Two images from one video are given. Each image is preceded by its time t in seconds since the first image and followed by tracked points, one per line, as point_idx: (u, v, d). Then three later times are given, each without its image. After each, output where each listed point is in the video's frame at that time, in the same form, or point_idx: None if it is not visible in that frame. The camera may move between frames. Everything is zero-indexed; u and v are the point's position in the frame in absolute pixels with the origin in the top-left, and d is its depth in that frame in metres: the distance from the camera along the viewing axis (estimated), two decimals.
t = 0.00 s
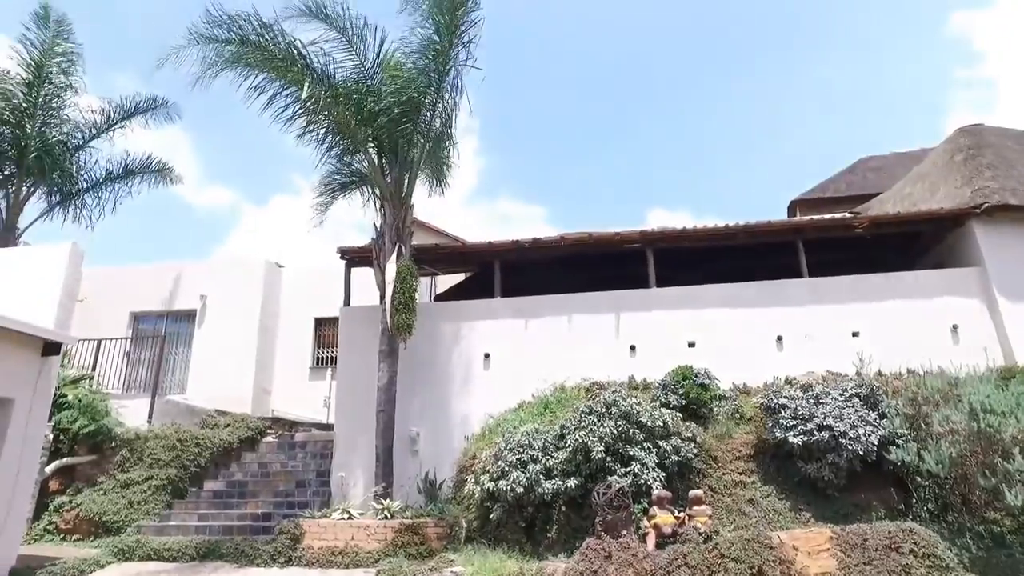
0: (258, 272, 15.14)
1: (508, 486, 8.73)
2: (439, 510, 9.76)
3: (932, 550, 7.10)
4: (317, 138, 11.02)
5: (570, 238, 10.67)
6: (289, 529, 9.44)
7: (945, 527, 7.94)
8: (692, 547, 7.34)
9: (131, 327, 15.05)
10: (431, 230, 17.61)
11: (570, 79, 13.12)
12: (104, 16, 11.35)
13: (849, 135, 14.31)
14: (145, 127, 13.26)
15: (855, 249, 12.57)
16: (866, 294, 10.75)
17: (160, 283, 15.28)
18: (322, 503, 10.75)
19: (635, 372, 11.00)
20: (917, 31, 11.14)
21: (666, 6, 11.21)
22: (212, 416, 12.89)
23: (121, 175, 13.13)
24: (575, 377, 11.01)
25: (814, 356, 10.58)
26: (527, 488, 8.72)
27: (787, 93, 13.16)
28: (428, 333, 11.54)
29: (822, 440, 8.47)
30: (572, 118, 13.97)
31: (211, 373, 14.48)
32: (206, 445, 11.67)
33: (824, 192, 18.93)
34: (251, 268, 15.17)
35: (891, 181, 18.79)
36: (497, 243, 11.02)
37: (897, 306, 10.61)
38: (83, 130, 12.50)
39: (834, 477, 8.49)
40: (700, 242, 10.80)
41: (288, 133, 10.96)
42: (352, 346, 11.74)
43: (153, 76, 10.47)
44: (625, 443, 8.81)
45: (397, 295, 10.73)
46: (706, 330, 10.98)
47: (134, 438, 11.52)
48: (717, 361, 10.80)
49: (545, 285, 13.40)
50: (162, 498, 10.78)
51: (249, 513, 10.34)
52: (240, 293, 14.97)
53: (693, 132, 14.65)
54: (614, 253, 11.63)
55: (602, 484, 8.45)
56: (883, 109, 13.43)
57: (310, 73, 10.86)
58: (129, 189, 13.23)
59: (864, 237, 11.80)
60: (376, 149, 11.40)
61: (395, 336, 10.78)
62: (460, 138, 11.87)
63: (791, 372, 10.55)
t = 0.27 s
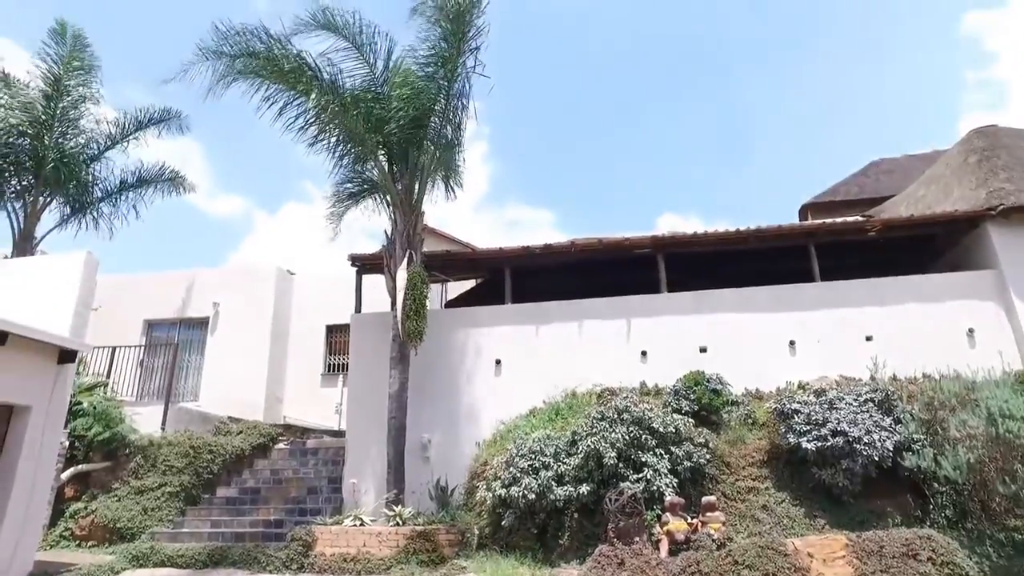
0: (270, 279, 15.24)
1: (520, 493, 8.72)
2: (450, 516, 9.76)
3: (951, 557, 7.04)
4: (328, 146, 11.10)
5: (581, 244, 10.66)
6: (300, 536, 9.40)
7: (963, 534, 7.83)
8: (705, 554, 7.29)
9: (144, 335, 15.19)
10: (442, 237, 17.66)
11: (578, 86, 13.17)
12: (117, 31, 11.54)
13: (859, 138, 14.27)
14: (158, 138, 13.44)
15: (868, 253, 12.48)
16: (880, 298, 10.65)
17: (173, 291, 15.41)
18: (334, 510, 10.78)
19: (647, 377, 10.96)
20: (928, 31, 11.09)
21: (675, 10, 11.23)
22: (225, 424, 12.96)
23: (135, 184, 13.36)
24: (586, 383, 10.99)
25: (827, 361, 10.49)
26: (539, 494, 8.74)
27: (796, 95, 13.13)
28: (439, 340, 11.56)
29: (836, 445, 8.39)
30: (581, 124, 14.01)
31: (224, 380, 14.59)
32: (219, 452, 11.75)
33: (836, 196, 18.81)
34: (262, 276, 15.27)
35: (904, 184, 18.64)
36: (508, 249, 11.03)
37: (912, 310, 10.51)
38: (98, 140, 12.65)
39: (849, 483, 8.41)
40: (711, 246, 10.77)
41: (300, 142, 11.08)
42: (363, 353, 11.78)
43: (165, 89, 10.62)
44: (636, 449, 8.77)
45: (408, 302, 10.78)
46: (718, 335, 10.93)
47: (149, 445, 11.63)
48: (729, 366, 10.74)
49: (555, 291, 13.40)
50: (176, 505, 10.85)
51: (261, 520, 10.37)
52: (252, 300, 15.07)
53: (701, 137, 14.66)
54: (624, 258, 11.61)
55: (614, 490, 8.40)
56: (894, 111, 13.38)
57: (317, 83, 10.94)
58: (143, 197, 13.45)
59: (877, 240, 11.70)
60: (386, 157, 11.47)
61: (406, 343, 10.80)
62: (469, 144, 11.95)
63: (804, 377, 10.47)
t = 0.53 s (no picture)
0: (282, 287, 15.35)
1: (533, 499, 8.72)
2: (463, 523, 9.76)
3: (973, 567, 6.90)
4: (339, 155, 11.19)
5: (591, 250, 10.68)
6: (314, 543, 9.36)
7: (984, 542, 7.70)
8: (719, 561, 7.25)
9: (159, 343, 15.34)
10: (454, 243, 17.72)
11: (586, 93, 13.21)
12: (130, 44, 11.74)
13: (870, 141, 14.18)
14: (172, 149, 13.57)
15: (882, 256, 12.38)
16: (895, 302, 10.56)
17: (186, 300, 15.55)
18: (347, 517, 10.81)
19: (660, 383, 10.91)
20: (940, 32, 11.04)
21: (683, 13, 11.26)
22: (238, 431, 13.04)
23: (149, 194, 13.50)
24: (598, 389, 10.96)
25: (842, 366, 10.40)
26: (552, 501, 8.71)
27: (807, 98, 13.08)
28: (451, 347, 11.58)
29: (852, 451, 8.32)
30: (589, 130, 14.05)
31: (237, 388, 14.70)
32: (233, 459, 11.84)
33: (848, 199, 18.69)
34: (275, 283, 15.39)
35: (918, 187, 18.48)
36: (519, 255, 11.06)
37: (928, 313, 10.40)
38: (112, 151, 12.76)
39: (866, 490, 8.31)
40: (722, 251, 10.74)
41: (311, 152, 11.18)
42: (375, 360, 11.83)
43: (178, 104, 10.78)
44: (650, 455, 8.73)
45: (420, 309, 10.83)
46: (731, 341, 10.87)
47: (163, 452, 11.69)
48: (742, 372, 10.67)
49: (567, 297, 13.40)
50: (190, 512, 10.89)
51: (274, 527, 10.42)
52: (265, 308, 15.19)
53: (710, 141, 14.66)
54: (636, 264, 11.59)
55: (628, 497, 8.36)
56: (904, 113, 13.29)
57: (326, 93, 11.05)
58: (157, 207, 13.58)
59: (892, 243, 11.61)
60: (397, 165, 11.53)
61: (418, 350, 10.84)
62: (477, 151, 12.00)
63: (819, 382, 10.38)
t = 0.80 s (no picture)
0: (294, 295, 15.45)
1: (546, 506, 8.70)
2: (476, 531, 9.76)
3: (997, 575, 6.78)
4: (350, 164, 11.27)
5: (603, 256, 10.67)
6: (329, 550, 9.40)
7: (1007, 550, 7.55)
8: (735, 568, 7.20)
9: (173, 351, 15.49)
10: (465, 250, 17.77)
11: (594, 99, 13.22)
12: (144, 57, 11.93)
13: (881, 144, 14.08)
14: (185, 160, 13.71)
15: (896, 260, 12.28)
16: (910, 306, 10.46)
17: (200, 309, 15.69)
18: (360, 524, 10.83)
19: (672, 389, 10.86)
20: (951, 33, 11.00)
21: (692, 17, 11.28)
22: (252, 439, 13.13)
23: (164, 205, 13.68)
24: (610, 395, 10.93)
25: (857, 371, 10.31)
26: (565, 508, 8.68)
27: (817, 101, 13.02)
28: (462, 354, 11.60)
29: (869, 456, 8.23)
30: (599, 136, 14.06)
31: (250, 396, 14.79)
32: (246, 466, 11.94)
33: (861, 203, 18.57)
34: (288, 292, 15.50)
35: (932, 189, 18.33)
36: (530, 262, 11.08)
37: (944, 317, 10.30)
38: (128, 162, 12.92)
39: (883, 496, 8.22)
40: (734, 256, 10.70)
41: (323, 161, 11.28)
42: (386, 367, 11.86)
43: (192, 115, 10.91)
44: (663, 462, 8.68)
45: (432, 316, 10.88)
46: (745, 346, 10.80)
47: (178, 459, 11.81)
48: (755, 377, 10.61)
49: (578, 303, 13.39)
50: (204, 520, 10.94)
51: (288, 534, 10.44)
52: (278, 316, 15.29)
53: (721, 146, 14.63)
54: (648, 270, 11.57)
55: (641, 503, 8.32)
56: (916, 116, 13.19)
57: (336, 102, 11.14)
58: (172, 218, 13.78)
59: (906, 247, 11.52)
60: (408, 173, 11.60)
61: (430, 357, 10.86)
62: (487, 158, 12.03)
63: (833, 387, 10.29)
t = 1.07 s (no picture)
0: (306, 303, 15.54)
1: (559, 514, 8.63)
2: (489, 539, 9.75)
3: None
4: (360, 173, 11.35)
5: (614, 263, 10.66)
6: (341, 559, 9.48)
7: None
8: None
9: (187, 360, 15.63)
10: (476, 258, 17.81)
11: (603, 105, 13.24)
12: (158, 70, 12.10)
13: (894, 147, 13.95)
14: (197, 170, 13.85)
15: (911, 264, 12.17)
16: (926, 311, 10.34)
17: (213, 318, 15.81)
18: (373, 532, 10.86)
19: (685, 396, 10.80)
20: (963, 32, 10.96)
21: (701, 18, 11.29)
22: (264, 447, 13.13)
23: (178, 214, 13.85)
24: (623, 402, 10.88)
25: (872, 377, 10.21)
26: (578, 516, 8.62)
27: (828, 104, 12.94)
28: (474, 361, 11.62)
29: (886, 463, 8.15)
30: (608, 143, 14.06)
31: (263, 404, 14.86)
32: (259, 474, 11.96)
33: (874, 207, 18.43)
34: (300, 301, 15.59)
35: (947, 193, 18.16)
36: (541, 269, 11.08)
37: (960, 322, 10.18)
38: (140, 172, 13.16)
39: (900, 504, 8.13)
40: (746, 262, 10.64)
41: (334, 170, 11.35)
42: (398, 375, 11.89)
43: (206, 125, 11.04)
44: (677, 469, 8.64)
45: (444, 324, 10.91)
46: (758, 352, 10.73)
47: (191, 468, 11.76)
48: (769, 384, 10.53)
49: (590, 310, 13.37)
50: (218, 528, 10.98)
51: (301, 542, 10.49)
52: (291, 325, 15.39)
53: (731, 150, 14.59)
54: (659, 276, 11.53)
55: (655, 512, 8.27)
56: (930, 118, 13.07)
57: (346, 112, 11.22)
58: (186, 228, 13.96)
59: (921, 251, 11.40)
60: (419, 182, 11.66)
61: (442, 365, 10.87)
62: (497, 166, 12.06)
63: (848, 393, 10.20)
